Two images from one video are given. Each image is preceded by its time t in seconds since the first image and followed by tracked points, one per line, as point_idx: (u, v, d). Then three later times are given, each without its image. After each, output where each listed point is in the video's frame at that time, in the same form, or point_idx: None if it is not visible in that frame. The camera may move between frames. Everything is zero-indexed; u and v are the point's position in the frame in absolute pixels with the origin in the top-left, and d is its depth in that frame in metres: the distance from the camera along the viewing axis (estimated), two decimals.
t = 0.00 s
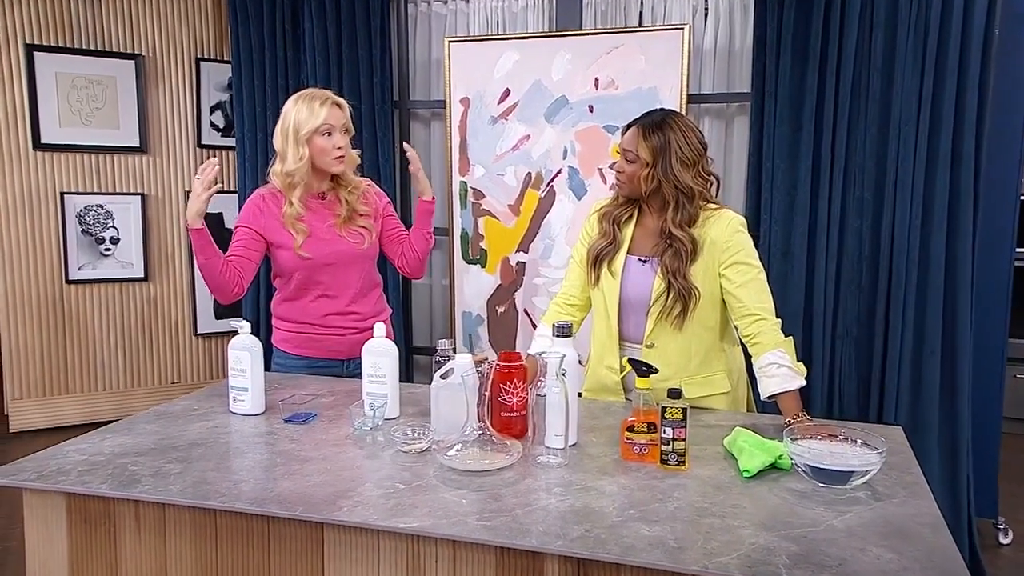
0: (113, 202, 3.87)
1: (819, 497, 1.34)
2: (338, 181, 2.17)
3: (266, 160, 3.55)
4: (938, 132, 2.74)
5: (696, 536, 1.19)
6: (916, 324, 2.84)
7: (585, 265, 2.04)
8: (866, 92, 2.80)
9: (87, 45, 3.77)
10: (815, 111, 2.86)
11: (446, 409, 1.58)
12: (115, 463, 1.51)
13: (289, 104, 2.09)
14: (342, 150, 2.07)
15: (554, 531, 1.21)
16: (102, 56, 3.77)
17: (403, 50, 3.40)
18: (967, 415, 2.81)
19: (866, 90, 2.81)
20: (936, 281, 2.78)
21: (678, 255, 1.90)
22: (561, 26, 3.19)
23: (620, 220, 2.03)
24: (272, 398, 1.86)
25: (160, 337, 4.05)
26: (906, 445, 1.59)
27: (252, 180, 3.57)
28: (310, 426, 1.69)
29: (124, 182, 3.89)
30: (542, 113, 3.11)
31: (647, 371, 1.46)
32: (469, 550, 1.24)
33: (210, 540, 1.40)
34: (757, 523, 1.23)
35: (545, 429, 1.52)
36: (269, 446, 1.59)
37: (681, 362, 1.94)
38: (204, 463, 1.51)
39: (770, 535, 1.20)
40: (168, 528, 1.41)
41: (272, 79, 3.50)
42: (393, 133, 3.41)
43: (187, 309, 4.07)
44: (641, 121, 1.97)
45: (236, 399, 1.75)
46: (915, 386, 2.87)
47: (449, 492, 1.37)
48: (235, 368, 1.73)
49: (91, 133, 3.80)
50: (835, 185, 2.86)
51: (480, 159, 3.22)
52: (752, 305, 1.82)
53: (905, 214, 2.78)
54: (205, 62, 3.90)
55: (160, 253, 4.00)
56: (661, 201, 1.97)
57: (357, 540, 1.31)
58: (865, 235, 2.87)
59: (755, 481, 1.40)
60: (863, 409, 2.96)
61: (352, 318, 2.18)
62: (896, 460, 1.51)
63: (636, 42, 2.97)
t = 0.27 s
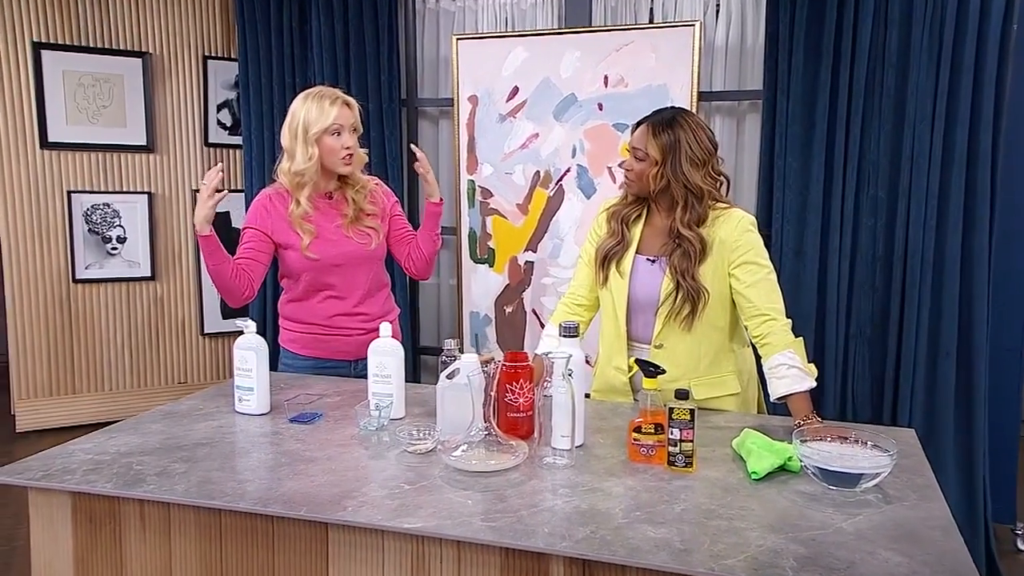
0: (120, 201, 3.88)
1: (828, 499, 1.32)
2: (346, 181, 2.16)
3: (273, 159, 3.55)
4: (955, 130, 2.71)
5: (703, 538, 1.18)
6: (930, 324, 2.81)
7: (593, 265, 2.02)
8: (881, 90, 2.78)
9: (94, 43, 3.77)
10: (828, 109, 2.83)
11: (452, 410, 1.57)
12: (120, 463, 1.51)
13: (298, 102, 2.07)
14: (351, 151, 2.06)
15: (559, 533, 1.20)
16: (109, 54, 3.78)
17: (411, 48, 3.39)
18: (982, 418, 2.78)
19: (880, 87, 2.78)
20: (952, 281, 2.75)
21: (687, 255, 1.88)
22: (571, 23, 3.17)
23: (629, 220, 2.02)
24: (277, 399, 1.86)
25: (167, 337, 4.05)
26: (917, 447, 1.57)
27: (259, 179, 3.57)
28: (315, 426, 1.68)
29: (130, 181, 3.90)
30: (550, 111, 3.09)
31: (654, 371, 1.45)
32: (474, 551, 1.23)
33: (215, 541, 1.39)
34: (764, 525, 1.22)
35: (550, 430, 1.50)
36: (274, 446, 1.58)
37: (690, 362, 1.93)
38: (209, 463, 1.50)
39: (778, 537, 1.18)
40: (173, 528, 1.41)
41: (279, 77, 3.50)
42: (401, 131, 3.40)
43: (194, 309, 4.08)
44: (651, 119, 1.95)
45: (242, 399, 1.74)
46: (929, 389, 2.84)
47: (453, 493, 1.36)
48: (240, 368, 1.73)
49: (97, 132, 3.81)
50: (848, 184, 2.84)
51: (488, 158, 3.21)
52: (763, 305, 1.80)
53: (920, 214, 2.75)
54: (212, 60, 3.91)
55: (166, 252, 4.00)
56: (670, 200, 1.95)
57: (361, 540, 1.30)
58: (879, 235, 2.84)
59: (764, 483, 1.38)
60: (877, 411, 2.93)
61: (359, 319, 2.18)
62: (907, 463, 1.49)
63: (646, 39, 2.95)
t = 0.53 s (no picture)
0: (125, 200, 3.88)
1: (835, 501, 1.30)
2: (350, 179, 2.15)
3: (277, 157, 3.54)
4: (968, 127, 2.68)
5: (708, 539, 1.16)
6: (943, 324, 2.79)
7: (600, 265, 2.00)
8: (893, 87, 2.75)
9: (98, 40, 3.78)
10: (839, 106, 2.81)
11: (456, 410, 1.56)
12: (122, 463, 1.50)
13: (301, 99, 2.06)
14: (355, 148, 2.05)
15: (563, 534, 1.19)
16: (114, 51, 3.78)
17: (416, 45, 3.38)
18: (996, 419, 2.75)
19: (892, 85, 2.75)
20: (965, 280, 2.72)
21: (694, 254, 1.87)
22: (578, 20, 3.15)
23: (635, 219, 2.00)
24: (281, 398, 1.85)
25: (171, 337, 4.05)
26: (926, 449, 1.55)
27: (263, 178, 3.57)
28: (318, 426, 1.67)
29: (135, 180, 3.90)
30: (557, 109, 3.07)
31: (659, 371, 1.43)
32: (477, 553, 1.22)
33: (218, 541, 1.38)
34: (770, 527, 1.20)
35: (554, 431, 1.49)
36: (277, 446, 1.57)
37: (697, 363, 1.91)
38: (211, 463, 1.50)
39: (784, 539, 1.16)
40: (176, 528, 1.40)
41: (284, 75, 3.49)
42: (406, 130, 3.39)
43: (198, 309, 4.08)
44: (660, 116, 1.93)
45: (245, 399, 1.74)
46: (942, 391, 2.81)
47: (456, 493, 1.35)
48: (243, 367, 1.72)
49: (102, 130, 3.81)
50: (860, 182, 2.81)
51: (495, 157, 3.20)
52: (770, 305, 1.78)
53: (932, 213, 2.72)
54: (217, 57, 3.91)
55: (170, 252, 4.00)
56: (678, 198, 1.93)
57: (363, 541, 1.29)
58: (891, 234, 2.81)
59: (770, 485, 1.37)
60: (888, 413, 2.90)
61: (364, 319, 2.17)
62: (916, 465, 1.47)
63: (654, 36, 2.93)
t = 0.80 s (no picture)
0: (125, 199, 3.88)
1: (838, 503, 1.29)
2: (355, 174, 2.15)
3: (278, 156, 3.53)
4: (976, 125, 2.66)
5: (709, 541, 1.15)
6: (951, 324, 2.76)
7: (603, 263, 1.99)
8: (900, 85, 2.73)
9: (98, 38, 3.77)
10: (844, 104, 2.79)
11: (456, 411, 1.54)
12: (121, 463, 1.49)
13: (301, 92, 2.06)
14: (340, 148, 2.03)
15: (562, 534, 1.17)
16: (114, 49, 3.78)
17: (417, 43, 3.37)
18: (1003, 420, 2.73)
19: (899, 82, 2.73)
20: (973, 280, 2.70)
21: (697, 252, 1.85)
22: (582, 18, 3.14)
23: (639, 217, 1.98)
24: (281, 399, 1.84)
25: (172, 337, 4.05)
26: (932, 450, 1.53)
27: (264, 176, 3.56)
28: (318, 426, 1.66)
29: (136, 179, 3.90)
30: (560, 107, 3.06)
31: (661, 371, 1.41)
32: (476, 553, 1.21)
33: (216, 542, 1.37)
34: (772, 529, 1.19)
35: (556, 431, 1.47)
36: (276, 446, 1.56)
37: (701, 362, 1.90)
38: (209, 463, 1.49)
39: (785, 540, 1.15)
40: (174, 528, 1.39)
41: (286, 73, 3.48)
42: (408, 128, 3.38)
43: (199, 308, 4.08)
44: (667, 112, 1.91)
45: (245, 398, 1.73)
46: (949, 391, 2.79)
47: (455, 494, 1.33)
48: (243, 367, 1.71)
49: (103, 129, 3.81)
50: (866, 180, 2.79)
51: (497, 155, 3.18)
52: (774, 304, 1.77)
53: (939, 212, 2.70)
54: (218, 55, 3.91)
55: (171, 251, 4.00)
56: (683, 194, 1.91)
57: (362, 541, 1.28)
58: (897, 233, 2.79)
59: (773, 486, 1.35)
60: (895, 414, 2.88)
61: (363, 319, 2.15)
62: (921, 467, 1.45)
63: (658, 33, 2.91)
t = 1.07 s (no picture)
0: (123, 199, 3.88)
1: (833, 502, 1.29)
2: (359, 178, 2.15)
3: (275, 155, 3.53)
4: (973, 125, 2.66)
5: (704, 539, 1.15)
6: (948, 324, 2.76)
7: (601, 263, 1.99)
8: (897, 85, 2.73)
9: (96, 37, 3.77)
10: (842, 105, 2.79)
11: (452, 410, 1.54)
12: (116, 462, 1.49)
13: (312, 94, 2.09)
14: (339, 148, 2.04)
15: (557, 533, 1.17)
16: (111, 48, 3.78)
17: (415, 42, 3.37)
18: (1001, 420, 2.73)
19: (896, 82, 2.73)
20: (970, 280, 2.70)
21: (695, 251, 1.85)
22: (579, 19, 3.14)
23: (637, 217, 1.98)
24: (277, 399, 1.84)
25: (169, 336, 4.05)
26: (927, 450, 1.53)
27: (261, 176, 3.56)
28: (314, 426, 1.66)
29: (133, 179, 3.89)
30: (558, 107, 3.06)
31: (657, 371, 1.40)
32: (472, 553, 1.21)
33: (212, 542, 1.37)
34: (766, 527, 1.19)
35: (552, 430, 1.47)
36: (272, 446, 1.56)
37: (698, 361, 1.90)
38: (205, 463, 1.48)
39: (780, 539, 1.15)
40: (169, 527, 1.39)
41: (283, 72, 3.48)
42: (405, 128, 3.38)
43: (196, 309, 4.07)
44: (664, 112, 1.92)
45: (241, 398, 1.73)
46: (946, 392, 2.79)
47: (450, 493, 1.33)
48: (239, 367, 1.71)
49: (100, 128, 3.81)
50: (863, 180, 2.79)
51: (495, 155, 3.18)
52: (771, 304, 1.77)
53: (936, 213, 2.70)
54: (215, 54, 3.91)
55: (168, 251, 3.99)
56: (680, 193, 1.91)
57: (357, 541, 1.28)
58: (895, 233, 2.79)
59: (768, 485, 1.35)
60: (892, 414, 2.88)
61: (354, 321, 2.16)
62: (916, 466, 1.45)
63: (656, 33, 2.91)
